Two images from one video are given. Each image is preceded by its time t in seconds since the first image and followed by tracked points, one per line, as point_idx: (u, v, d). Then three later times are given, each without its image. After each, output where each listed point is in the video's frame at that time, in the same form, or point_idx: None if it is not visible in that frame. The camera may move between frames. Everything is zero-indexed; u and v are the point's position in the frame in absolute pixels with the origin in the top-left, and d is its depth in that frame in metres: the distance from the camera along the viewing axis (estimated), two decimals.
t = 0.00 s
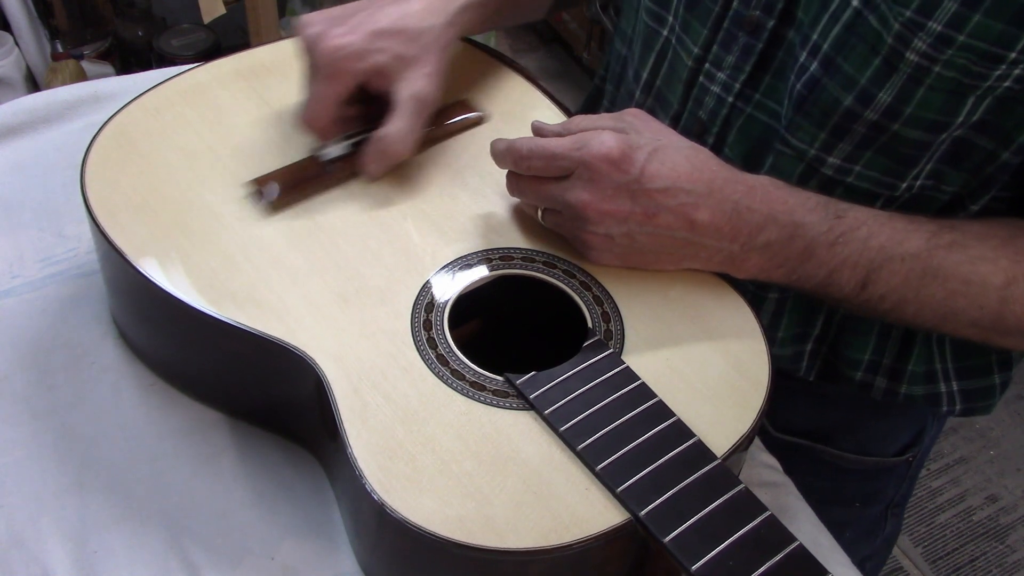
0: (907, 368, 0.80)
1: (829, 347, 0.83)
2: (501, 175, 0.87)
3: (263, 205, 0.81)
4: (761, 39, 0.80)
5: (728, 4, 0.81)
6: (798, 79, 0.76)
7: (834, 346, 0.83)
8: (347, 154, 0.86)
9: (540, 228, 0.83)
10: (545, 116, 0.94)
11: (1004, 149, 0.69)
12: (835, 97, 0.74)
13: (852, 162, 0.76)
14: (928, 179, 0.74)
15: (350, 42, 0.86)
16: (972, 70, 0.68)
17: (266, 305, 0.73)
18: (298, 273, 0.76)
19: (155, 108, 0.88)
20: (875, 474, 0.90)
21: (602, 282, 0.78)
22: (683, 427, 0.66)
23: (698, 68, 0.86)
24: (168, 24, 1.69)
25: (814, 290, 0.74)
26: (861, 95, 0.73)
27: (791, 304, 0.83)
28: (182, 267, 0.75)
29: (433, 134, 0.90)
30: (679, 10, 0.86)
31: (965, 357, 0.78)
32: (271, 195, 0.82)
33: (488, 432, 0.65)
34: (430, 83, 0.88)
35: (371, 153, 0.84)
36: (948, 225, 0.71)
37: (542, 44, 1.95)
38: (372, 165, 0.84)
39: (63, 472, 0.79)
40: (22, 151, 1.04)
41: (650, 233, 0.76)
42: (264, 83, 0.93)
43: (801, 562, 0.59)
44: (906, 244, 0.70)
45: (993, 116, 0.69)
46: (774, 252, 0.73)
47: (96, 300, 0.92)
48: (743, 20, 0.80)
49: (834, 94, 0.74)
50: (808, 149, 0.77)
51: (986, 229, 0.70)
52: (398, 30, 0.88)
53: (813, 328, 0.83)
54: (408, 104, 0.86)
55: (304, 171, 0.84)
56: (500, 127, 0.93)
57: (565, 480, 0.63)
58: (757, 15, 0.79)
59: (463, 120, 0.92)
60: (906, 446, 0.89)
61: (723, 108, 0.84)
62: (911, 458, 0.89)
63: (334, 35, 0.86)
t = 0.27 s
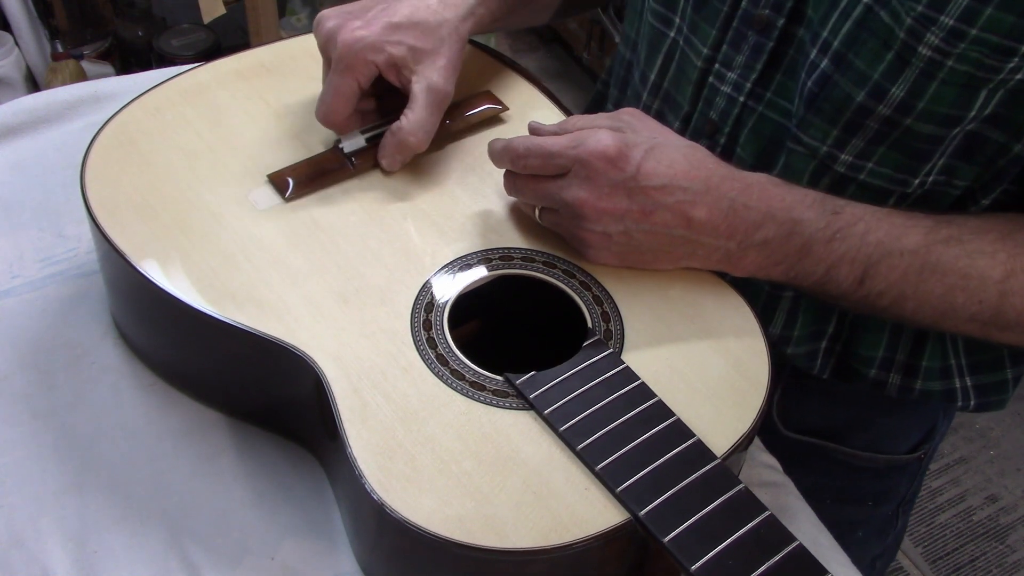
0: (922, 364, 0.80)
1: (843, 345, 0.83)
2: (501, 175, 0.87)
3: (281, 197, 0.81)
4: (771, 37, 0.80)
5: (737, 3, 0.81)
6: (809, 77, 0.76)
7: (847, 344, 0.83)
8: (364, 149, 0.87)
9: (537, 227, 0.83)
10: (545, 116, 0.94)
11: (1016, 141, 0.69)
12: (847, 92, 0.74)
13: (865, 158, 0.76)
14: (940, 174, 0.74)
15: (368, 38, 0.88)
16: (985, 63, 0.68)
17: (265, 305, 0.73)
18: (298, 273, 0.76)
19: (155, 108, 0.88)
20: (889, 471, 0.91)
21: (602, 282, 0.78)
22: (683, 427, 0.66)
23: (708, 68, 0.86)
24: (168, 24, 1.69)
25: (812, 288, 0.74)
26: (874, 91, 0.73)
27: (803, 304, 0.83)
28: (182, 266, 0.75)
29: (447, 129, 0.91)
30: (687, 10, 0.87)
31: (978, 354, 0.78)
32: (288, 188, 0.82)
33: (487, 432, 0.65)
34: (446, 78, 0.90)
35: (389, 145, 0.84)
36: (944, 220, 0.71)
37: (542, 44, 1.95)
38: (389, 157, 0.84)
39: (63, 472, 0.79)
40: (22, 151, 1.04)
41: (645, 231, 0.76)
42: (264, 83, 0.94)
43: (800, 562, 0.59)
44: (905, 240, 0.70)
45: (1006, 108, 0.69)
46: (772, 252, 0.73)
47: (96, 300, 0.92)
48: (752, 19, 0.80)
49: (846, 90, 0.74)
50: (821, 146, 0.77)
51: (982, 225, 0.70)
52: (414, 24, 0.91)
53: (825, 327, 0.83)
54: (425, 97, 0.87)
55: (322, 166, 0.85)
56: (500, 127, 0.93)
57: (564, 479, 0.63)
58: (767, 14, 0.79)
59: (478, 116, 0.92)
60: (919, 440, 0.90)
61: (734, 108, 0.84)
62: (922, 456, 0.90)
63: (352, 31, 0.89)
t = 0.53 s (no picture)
0: (928, 360, 0.80)
1: (848, 344, 0.83)
2: (501, 176, 0.87)
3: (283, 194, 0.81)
4: (772, 36, 0.80)
5: (736, 4, 0.82)
6: (812, 75, 0.76)
7: (852, 343, 0.83)
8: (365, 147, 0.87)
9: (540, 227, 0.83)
10: (545, 116, 0.94)
11: (1019, 135, 0.69)
12: (851, 89, 0.74)
13: (868, 156, 0.76)
14: (944, 170, 0.74)
15: (370, 37, 0.88)
16: (988, 57, 0.68)
17: (265, 304, 0.73)
18: (298, 273, 0.76)
19: (155, 108, 0.88)
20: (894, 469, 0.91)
21: (602, 282, 0.78)
22: (683, 427, 0.66)
23: (709, 70, 0.86)
24: (168, 24, 1.69)
25: (815, 286, 0.74)
26: (877, 88, 0.73)
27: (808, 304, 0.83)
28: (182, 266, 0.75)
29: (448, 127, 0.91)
30: (686, 12, 0.87)
31: (984, 348, 0.78)
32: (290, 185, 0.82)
33: (487, 431, 0.65)
34: (446, 75, 0.90)
35: (389, 141, 0.84)
36: (947, 215, 0.71)
37: (541, 44, 1.95)
38: (390, 154, 0.84)
39: (63, 472, 0.79)
40: (21, 151, 1.04)
41: (650, 231, 0.76)
42: (264, 83, 0.94)
43: (800, 561, 0.59)
44: (906, 238, 0.70)
45: (1009, 102, 0.69)
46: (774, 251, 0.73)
47: (96, 300, 0.92)
48: (752, 19, 0.80)
49: (849, 87, 0.74)
50: (825, 144, 0.77)
51: (983, 221, 0.70)
52: (414, 22, 0.91)
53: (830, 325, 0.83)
54: (426, 94, 0.87)
55: (323, 163, 0.85)
56: (501, 127, 0.93)
57: (564, 479, 0.63)
58: (767, 14, 0.79)
59: (478, 115, 0.93)
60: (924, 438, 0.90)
61: (736, 108, 0.84)
62: (928, 454, 0.90)
63: (354, 30, 0.89)
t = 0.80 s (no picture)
0: (924, 360, 0.80)
1: (843, 345, 0.83)
2: (501, 176, 0.87)
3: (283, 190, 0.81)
4: (769, 35, 0.80)
5: (733, 2, 0.81)
6: (810, 73, 0.76)
7: (848, 344, 0.83)
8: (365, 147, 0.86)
9: (541, 227, 0.83)
10: (544, 116, 0.94)
11: (1017, 133, 0.70)
12: (849, 87, 0.74)
13: (865, 154, 0.76)
14: (941, 169, 0.75)
15: (371, 36, 0.88)
16: (986, 55, 0.67)
17: (265, 304, 0.73)
18: (298, 272, 0.76)
19: (155, 107, 0.88)
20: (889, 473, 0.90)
21: (602, 282, 0.78)
22: (683, 427, 0.66)
23: (705, 68, 0.86)
24: (168, 24, 1.69)
25: (816, 286, 0.74)
26: (874, 85, 0.73)
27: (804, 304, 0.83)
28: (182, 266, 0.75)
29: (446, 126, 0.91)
30: (682, 10, 0.87)
31: (980, 350, 0.78)
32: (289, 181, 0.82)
33: (487, 431, 0.65)
34: (446, 75, 0.90)
35: (390, 140, 0.84)
36: (947, 216, 0.71)
37: (541, 44, 1.95)
38: (390, 153, 0.84)
39: (63, 472, 0.79)
40: (21, 151, 1.04)
41: (650, 230, 0.76)
42: (264, 83, 0.94)
43: (800, 562, 0.59)
44: (906, 237, 0.70)
45: (1007, 101, 0.69)
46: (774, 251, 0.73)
47: (96, 300, 0.92)
48: (749, 17, 0.80)
49: (847, 84, 0.74)
50: (822, 142, 0.77)
51: (983, 221, 0.70)
52: (415, 22, 0.91)
53: (827, 325, 0.83)
54: (426, 94, 0.87)
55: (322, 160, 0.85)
56: (501, 127, 0.93)
57: (564, 479, 0.63)
58: (764, 11, 0.79)
59: (477, 117, 0.93)
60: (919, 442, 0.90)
61: (732, 106, 0.84)
62: (922, 457, 0.90)
63: (356, 28, 0.89)
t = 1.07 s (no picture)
0: (918, 365, 0.80)
1: (837, 345, 0.83)
2: (501, 176, 0.87)
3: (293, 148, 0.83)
4: (764, 31, 0.80)
5: None
6: (806, 69, 0.76)
7: (841, 344, 0.83)
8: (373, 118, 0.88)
9: (542, 227, 0.83)
10: (544, 115, 0.94)
11: (1013, 133, 0.69)
12: (843, 82, 0.74)
13: (860, 151, 0.76)
14: (937, 167, 0.74)
15: None
16: (981, 50, 0.67)
17: (265, 305, 0.73)
18: (298, 273, 0.76)
19: (155, 107, 0.88)
20: (880, 478, 0.90)
21: (603, 283, 0.78)
22: (683, 429, 0.66)
23: (701, 65, 0.86)
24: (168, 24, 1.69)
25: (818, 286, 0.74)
26: (869, 82, 0.73)
27: (800, 301, 0.83)
28: (182, 268, 0.75)
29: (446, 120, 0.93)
30: (680, 7, 0.87)
31: (974, 352, 0.78)
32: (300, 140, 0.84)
33: (486, 433, 0.66)
34: (454, 41, 0.90)
35: (398, 105, 0.85)
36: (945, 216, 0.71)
37: (541, 44, 1.95)
38: (399, 116, 0.85)
39: (63, 472, 0.79)
40: (21, 151, 1.04)
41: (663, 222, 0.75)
42: (264, 83, 0.93)
43: (800, 565, 0.59)
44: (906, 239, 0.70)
45: (1003, 99, 0.68)
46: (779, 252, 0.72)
47: (96, 300, 0.92)
48: (746, 13, 0.80)
49: (842, 80, 0.74)
50: (817, 138, 0.77)
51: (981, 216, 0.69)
52: None
53: (822, 324, 0.83)
54: (434, 57, 0.87)
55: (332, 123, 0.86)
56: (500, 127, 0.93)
57: (564, 481, 0.63)
58: (760, 7, 0.79)
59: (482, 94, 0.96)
60: (913, 450, 0.89)
61: (727, 102, 0.84)
62: (915, 465, 0.89)
63: None
